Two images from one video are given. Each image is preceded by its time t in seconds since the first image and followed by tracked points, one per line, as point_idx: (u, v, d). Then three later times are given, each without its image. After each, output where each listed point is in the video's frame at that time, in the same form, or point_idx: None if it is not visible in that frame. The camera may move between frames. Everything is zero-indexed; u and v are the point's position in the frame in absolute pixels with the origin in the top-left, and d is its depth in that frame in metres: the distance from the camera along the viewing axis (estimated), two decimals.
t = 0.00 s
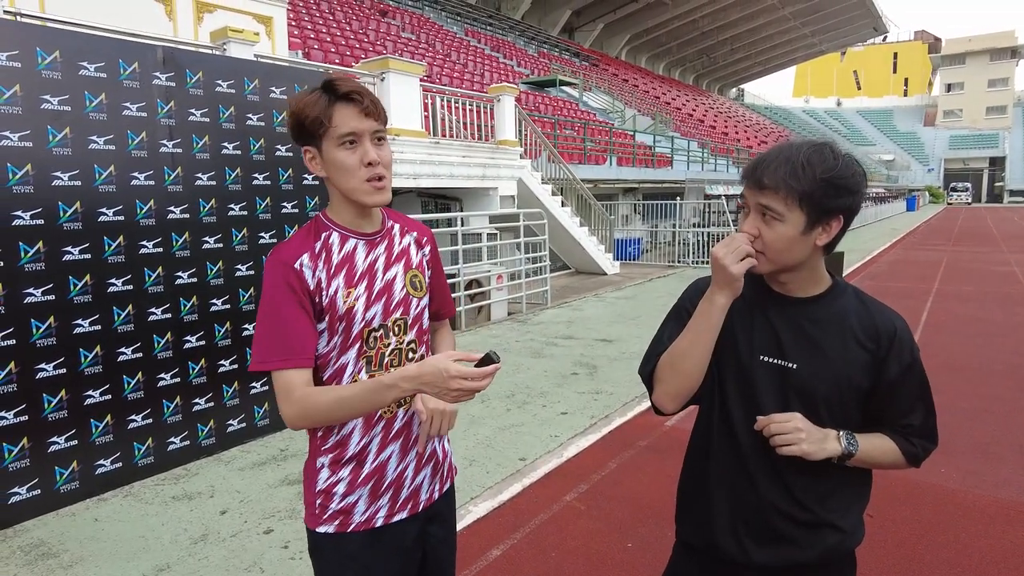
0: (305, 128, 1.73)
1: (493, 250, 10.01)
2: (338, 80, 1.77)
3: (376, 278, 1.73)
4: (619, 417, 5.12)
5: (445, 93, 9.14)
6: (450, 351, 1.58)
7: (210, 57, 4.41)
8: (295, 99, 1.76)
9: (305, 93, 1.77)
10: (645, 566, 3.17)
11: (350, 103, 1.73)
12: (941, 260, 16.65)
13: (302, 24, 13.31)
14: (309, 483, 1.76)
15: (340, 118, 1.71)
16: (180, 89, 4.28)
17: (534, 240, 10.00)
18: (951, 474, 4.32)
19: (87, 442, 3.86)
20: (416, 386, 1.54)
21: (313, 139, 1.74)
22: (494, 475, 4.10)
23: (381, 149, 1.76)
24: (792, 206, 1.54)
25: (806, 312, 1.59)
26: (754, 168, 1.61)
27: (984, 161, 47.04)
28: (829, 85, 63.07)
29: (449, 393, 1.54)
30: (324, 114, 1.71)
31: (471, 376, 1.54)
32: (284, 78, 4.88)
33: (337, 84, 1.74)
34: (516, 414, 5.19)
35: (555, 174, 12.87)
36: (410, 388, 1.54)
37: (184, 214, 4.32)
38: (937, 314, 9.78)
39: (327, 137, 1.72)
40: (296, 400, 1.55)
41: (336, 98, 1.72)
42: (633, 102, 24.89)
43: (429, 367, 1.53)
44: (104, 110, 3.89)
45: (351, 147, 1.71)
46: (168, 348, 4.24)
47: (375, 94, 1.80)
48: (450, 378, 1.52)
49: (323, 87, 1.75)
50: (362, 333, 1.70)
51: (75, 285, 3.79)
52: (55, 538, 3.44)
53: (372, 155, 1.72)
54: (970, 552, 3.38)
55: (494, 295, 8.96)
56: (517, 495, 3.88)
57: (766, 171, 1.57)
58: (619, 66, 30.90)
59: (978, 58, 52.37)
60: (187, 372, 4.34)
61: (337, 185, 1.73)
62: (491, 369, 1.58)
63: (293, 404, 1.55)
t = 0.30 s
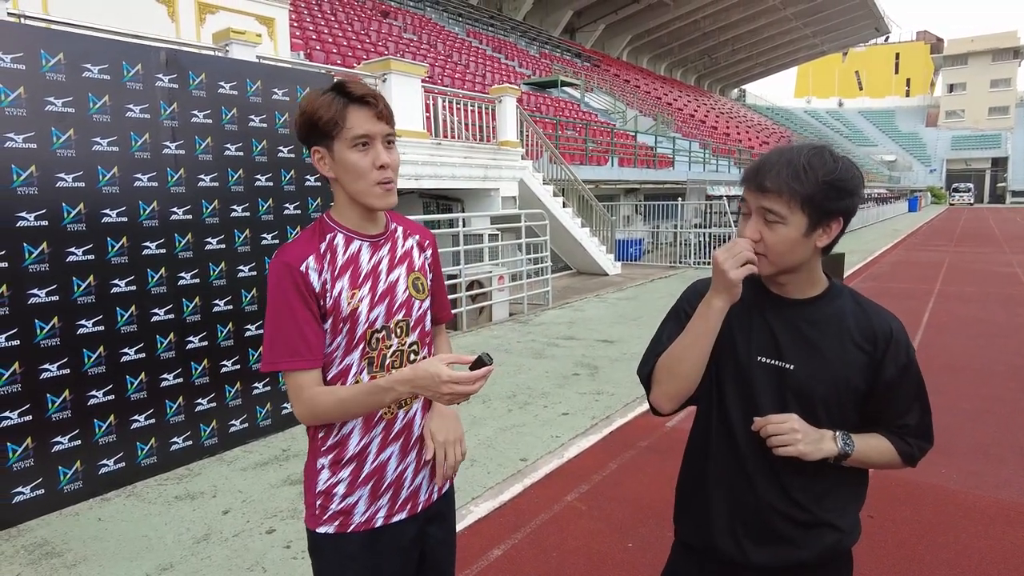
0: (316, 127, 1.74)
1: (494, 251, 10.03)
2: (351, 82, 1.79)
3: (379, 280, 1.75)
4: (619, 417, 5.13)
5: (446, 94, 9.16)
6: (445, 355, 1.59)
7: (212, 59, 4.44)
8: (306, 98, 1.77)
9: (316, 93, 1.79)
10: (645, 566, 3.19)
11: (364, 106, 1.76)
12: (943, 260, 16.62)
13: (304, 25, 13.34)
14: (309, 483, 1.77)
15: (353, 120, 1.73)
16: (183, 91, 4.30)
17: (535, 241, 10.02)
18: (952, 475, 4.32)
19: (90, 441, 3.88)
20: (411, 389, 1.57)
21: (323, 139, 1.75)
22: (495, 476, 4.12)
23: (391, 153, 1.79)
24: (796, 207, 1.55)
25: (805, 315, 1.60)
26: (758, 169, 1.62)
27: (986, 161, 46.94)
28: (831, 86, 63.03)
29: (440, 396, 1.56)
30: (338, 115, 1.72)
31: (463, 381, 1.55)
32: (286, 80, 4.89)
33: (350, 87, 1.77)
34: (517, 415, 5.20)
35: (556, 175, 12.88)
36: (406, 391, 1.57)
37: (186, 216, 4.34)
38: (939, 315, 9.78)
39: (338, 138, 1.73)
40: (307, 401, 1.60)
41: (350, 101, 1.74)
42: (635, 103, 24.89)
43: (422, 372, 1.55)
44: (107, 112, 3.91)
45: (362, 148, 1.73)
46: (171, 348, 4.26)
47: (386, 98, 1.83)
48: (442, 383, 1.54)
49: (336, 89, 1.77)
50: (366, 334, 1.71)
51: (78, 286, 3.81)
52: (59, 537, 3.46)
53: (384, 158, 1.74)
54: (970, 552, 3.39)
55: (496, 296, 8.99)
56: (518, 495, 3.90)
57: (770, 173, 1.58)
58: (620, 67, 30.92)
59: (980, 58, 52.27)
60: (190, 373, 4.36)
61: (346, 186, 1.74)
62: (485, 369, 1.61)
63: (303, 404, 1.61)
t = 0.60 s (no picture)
0: (319, 128, 1.75)
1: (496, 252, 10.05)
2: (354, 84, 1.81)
3: (380, 282, 1.76)
4: (621, 418, 5.13)
5: (448, 95, 9.18)
6: (428, 362, 1.60)
7: (215, 61, 4.46)
8: (309, 101, 1.79)
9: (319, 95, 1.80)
10: (645, 566, 3.20)
11: (367, 107, 1.77)
12: (945, 262, 16.59)
13: (306, 27, 13.37)
14: (311, 483, 1.78)
15: (356, 121, 1.74)
16: (186, 93, 4.32)
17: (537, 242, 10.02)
18: (953, 476, 4.32)
19: (93, 442, 3.89)
20: (393, 393, 1.59)
21: (326, 140, 1.76)
22: (496, 476, 4.13)
23: (393, 153, 1.80)
24: (823, 213, 1.55)
25: (803, 315, 1.61)
26: (780, 168, 1.57)
27: (989, 162, 46.84)
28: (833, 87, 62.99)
29: (420, 402, 1.57)
30: (341, 116, 1.74)
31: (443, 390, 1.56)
32: (289, 81, 4.91)
33: (353, 88, 1.78)
34: (518, 416, 5.22)
35: (558, 176, 12.88)
36: (388, 394, 1.59)
37: (189, 217, 4.36)
38: (941, 316, 9.77)
39: (341, 138, 1.74)
40: (297, 399, 1.63)
41: (353, 101, 1.76)
42: (637, 104, 24.89)
43: (404, 377, 1.56)
44: (110, 114, 3.93)
45: (364, 148, 1.74)
46: (173, 349, 4.27)
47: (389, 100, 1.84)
48: (421, 390, 1.55)
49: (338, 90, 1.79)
50: (365, 335, 1.73)
51: (81, 287, 3.83)
52: (63, 537, 3.48)
53: (386, 158, 1.75)
54: (970, 553, 3.39)
55: (497, 297, 9.01)
56: (519, 496, 3.91)
57: (795, 177, 1.55)
58: (622, 68, 30.95)
59: (983, 58, 52.16)
60: (192, 374, 4.38)
61: (348, 186, 1.75)
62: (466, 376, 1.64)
63: (293, 401, 1.64)
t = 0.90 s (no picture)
0: (332, 129, 1.76)
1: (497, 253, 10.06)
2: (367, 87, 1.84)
3: (383, 285, 1.76)
4: (621, 420, 5.13)
5: (449, 96, 9.19)
6: (419, 357, 1.60)
7: (216, 63, 4.47)
8: (320, 104, 1.80)
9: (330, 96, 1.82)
10: (645, 567, 3.20)
11: (380, 109, 1.80)
12: (947, 263, 16.57)
13: (308, 29, 13.41)
14: (305, 479, 1.79)
15: (370, 122, 1.76)
16: (187, 95, 4.33)
17: (538, 243, 10.02)
18: (953, 477, 4.32)
19: (94, 443, 3.90)
20: (385, 389, 1.59)
21: (340, 141, 1.77)
22: (496, 478, 4.13)
23: (405, 155, 1.81)
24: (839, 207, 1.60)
25: (800, 316, 1.61)
26: (801, 164, 1.58)
27: (991, 163, 46.75)
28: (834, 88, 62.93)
29: (411, 397, 1.57)
30: (357, 116, 1.76)
31: (435, 383, 1.56)
32: (290, 83, 4.92)
33: (367, 89, 1.81)
34: (518, 417, 5.22)
35: (559, 177, 12.87)
36: (381, 390, 1.59)
37: (191, 218, 4.37)
38: (942, 317, 9.77)
39: (354, 138, 1.75)
40: (292, 396, 1.64)
41: (367, 103, 1.78)
42: (638, 105, 24.90)
43: (395, 370, 1.57)
44: (112, 115, 3.95)
45: (378, 149, 1.76)
46: (174, 351, 4.28)
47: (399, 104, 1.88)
48: (412, 383, 1.55)
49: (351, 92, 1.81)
50: (365, 338, 1.73)
51: (83, 288, 3.83)
52: (63, 538, 3.48)
53: (399, 159, 1.77)
54: (970, 554, 3.39)
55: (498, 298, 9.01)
56: (519, 497, 3.91)
57: (819, 173, 1.56)
58: (624, 70, 30.96)
59: (985, 59, 52.04)
60: (193, 375, 4.38)
61: (360, 187, 1.76)
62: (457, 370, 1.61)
63: (289, 398, 1.65)
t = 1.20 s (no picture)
0: (350, 159, 1.67)
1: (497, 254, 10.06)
2: (402, 121, 1.69)
3: (373, 302, 1.76)
4: (621, 421, 5.13)
5: (450, 98, 9.20)
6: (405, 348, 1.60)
7: (216, 65, 4.47)
8: (349, 122, 1.69)
9: (362, 118, 1.69)
10: (645, 569, 3.20)
11: (406, 158, 1.67)
12: (948, 264, 16.56)
13: (308, 30, 13.41)
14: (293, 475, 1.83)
15: (390, 170, 1.65)
16: (186, 96, 4.33)
17: (538, 244, 10.02)
18: (953, 478, 4.32)
19: (94, 444, 3.90)
20: (374, 386, 1.59)
21: (354, 172, 1.68)
22: (496, 479, 4.13)
23: (416, 208, 1.73)
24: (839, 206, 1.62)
25: (797, 318, 1.62)
26: (800, 163, 1.60)
27: (992, 164, 46.71)
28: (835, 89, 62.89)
29: (399, 391, 1.58)
30: (378, 160, 1.65)
31: (424, 372, 1.58)
32: (290, 85, 4.92)
33: (400, 130, 1.67)
34: (518, 418, 5.22)
35: (560, 178, 12.86)
36: (370, 388, 1.59)
37: (191, 220, 4.38)
38: (943, 317, 9.76)
39: (370, 179, 1.66)
40: (290, 401, 1.64)
41: (395, 149, 1.66)
42: (638, 106, 24.89)
43: (381, 366, 1.57)
44: (112, 117, 3.95)
45: (389, 199, 1.67)
46: (173, 352, 4.28)
47: (431, 146, 1.74)
48: (397, 377, 1.55)
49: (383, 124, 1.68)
50: (354, 355, 1.74)
51: (82, 289, 3.84)
52: (63, 539, 3.49)
53: (406, 214, 1.69)
54: (970, 556, 3.39)
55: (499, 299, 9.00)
56: (519, 498, 3.91)
57: (817, 173, 1.59)
58: (625, 71, 30.94)
59: (986, 60, 51.95)
60: (193, 376, 4.38)
61: (360, 219, 1.71)
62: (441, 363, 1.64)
63: (287, 404, 1.65)
